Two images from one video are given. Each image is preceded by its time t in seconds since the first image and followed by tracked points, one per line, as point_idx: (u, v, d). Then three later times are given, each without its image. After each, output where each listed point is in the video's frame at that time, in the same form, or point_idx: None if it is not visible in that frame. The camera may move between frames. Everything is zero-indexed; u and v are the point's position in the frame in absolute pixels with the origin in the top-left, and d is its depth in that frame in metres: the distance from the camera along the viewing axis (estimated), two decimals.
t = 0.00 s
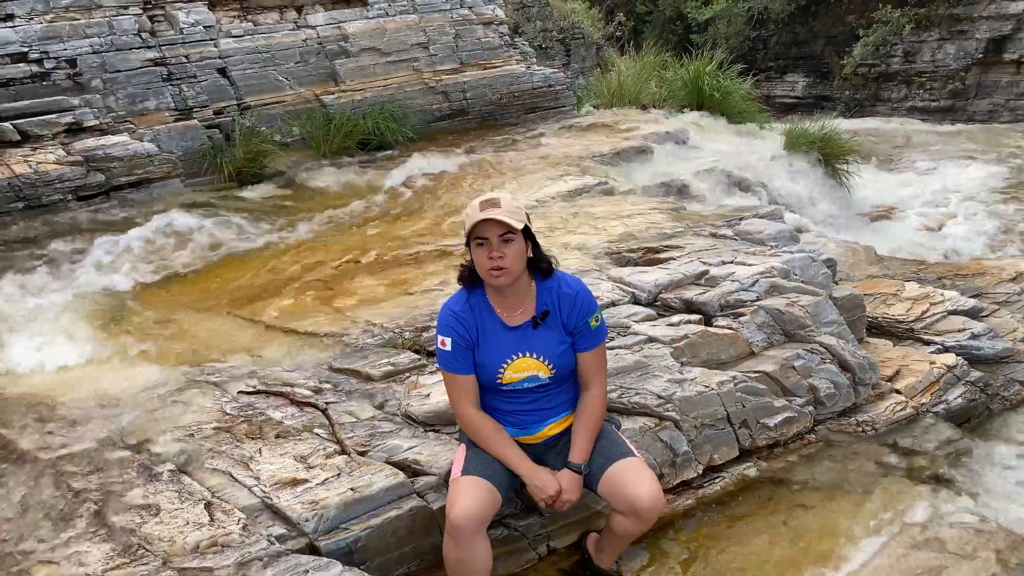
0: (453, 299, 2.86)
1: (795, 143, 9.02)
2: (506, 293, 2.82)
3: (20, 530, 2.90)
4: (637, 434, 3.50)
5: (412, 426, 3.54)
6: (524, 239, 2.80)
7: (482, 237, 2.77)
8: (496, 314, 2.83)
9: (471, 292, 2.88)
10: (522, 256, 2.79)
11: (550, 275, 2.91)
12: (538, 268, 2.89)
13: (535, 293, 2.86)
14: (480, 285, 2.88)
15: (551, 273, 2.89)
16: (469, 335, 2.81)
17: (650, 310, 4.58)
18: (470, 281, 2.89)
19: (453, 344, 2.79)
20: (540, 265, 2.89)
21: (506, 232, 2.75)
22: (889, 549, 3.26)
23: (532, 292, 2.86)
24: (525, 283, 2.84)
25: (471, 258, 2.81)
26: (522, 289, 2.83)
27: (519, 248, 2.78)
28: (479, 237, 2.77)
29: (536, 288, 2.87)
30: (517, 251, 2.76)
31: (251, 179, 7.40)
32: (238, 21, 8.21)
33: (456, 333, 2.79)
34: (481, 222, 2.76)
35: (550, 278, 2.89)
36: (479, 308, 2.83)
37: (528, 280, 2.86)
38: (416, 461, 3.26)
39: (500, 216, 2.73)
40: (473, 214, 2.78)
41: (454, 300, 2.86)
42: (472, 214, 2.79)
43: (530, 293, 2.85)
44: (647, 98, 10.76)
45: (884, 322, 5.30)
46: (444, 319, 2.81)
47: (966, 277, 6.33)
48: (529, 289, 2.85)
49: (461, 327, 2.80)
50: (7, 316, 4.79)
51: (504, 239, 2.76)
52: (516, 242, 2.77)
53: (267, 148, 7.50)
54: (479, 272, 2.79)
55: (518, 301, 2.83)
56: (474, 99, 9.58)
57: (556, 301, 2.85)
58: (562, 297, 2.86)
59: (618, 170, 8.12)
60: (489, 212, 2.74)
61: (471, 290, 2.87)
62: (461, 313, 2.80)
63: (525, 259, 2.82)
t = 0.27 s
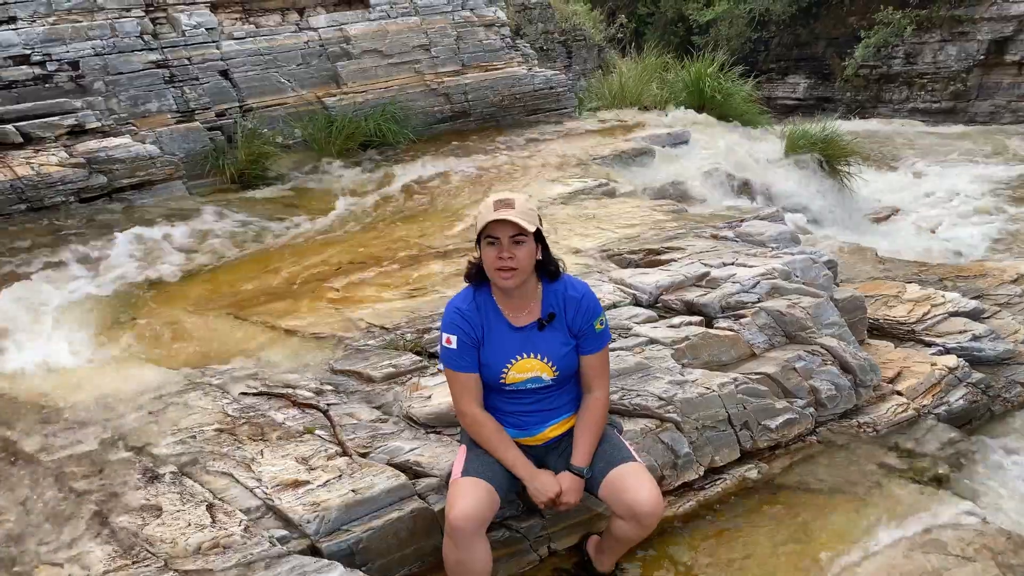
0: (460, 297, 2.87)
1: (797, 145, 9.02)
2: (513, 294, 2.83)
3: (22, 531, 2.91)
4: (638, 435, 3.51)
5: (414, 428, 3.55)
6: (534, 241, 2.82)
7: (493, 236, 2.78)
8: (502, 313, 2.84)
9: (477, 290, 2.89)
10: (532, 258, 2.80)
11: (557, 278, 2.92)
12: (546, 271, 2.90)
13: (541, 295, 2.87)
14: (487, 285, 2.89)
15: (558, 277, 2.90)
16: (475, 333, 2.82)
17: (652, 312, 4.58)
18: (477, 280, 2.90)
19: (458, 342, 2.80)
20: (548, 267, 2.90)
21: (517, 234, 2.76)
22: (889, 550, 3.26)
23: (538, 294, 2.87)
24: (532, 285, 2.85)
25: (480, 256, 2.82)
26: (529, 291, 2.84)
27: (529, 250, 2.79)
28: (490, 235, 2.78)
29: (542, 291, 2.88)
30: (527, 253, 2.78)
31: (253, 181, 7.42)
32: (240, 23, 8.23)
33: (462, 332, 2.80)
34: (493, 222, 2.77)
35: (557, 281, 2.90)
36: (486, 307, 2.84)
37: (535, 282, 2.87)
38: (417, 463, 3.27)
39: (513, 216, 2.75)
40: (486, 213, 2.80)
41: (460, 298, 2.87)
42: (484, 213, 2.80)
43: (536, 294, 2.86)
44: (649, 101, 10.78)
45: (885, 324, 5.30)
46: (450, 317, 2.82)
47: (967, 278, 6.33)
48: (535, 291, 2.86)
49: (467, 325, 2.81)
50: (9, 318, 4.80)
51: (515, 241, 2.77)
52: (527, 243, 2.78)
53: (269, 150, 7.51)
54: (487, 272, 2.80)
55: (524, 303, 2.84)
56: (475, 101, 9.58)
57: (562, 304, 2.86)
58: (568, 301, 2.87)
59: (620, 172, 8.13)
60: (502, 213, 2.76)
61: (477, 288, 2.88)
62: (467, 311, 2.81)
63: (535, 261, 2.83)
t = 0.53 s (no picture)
0: (463, 297, 2.87)
1: (796, 146, 9.04)
2: (517, 296, 2.84)
3: (22, 533, 2.91)
4: (637, 437, 3.51)
5: (413, 430, 3.55)
6: (540, 243, 2.83)
7: (500, 237, 2.79)
8: (505, 314, 2.85)
9: (480, 290, 2.89)
10: (537, 259, 2.82)
11: (559, 280, 2.94)
12: (549, 273, 2.92)
13: (544, 297, 2.88)
14: (490, 285, 2.90)
15: (560, 279, 2.92)
16: (478, 334, 2.82)
17: (651, 314, 4.59)
18: (480, 280, 2.90)
19: (461, 343, 2.80)
20: (551, 270, 2.92)
21: (524, 235, 2.78)
22: (889, 551, 3.26)
23: (541, 295, 2.89)
24: (535, 287, 2.86)
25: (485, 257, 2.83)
26: (533, 293, 2.85)
27: (535, 251, 2.81)
28: (497, 236, 2.79)
29: (545, 292, 2.90)
30: (533, 254, 2.79)
31: (253, 182, 7.42)
32: (240, 25, 8.24)
33: (464, 332, 2.80)
34: (500, 222, 2.78)
35: (559, 283, 2.92)
36: (489, 308, 2.85)
37: (539, 284, 2.88)
38: (416, 464, 3.27)
39: (521, 217, 2.76)
40: (493, 213, 2.80)
41: (463, 298, 2.87)
42: (491, 213, 2.81)
43: (539, 296, 2.87)
44: (648, 102, 10.79)
45: (884, 325, 5.30)
46: (452, 317, 2.82)
47: (967, 279, 6.33)
48: (538, 293, 2.87)
49: (470, 326, 2.81)
50: (9, 320, 4.81)
51: (522, 242, 2.78)
52: (533, 245, 2.80)
53: (269, 152, 7.52)
54: (492, 272, 2.81)
55: (527, 304, 2.85)
56: (475, 103, 9.59)
57: (564, 306, 2.87)
58: (570, 303, 2.88)
59: (619, 173, 8.14)
60: (510, 214, 2.77)
61: (480, 289, 2.88)
62: (470, 312, 2.81)
63: (540, 263, 2.85)
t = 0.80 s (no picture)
0: (462, 298, 2.87)
1: (794, 147, 9.04)
2: (516, 297, 2.84)
3: (20, 535, 2.91)
4: (635, 438, 3.51)
5: (412, 431, 3.55)
6: (540, 245, 2.83)
7: (500, 238, 2.79)
8: (503, 315, 2.85)
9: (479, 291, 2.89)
10: (537, 260, 2.82)
11: (558, 281, 2.94)
12: (549, 274, 2.92)
13: (542, 298, 2.89)
14: (489, 286, 2.90)
15: (560, 280, 2.92)
16: (476, 335, 2.82)
17: (649, 315, 4.59)
18: (479, 281, 2.90)
19: (459, 344, 2.80)
20: (550, 271, 2.92)
21: (524, 236, 2.77)
22: (887, 552, 3.27)
23: (539, 296, 2.89)
24: (534, 288, 2.86)
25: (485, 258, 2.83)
26: (532, 294, 2.85)
27: (535, 253, 2.81)
28: (497, 237, 2.79)
29: (543, 293, 2.90)
30: (533, 256, 2.79)
31: (251, 184, 7.43)
32: (238, 27, 8.24)
33: (463, 333, 2.80)
34: (501, 224, 2.78)
35: (557, 284, 2.92)
36: (487, 310, 2.85)
37: (538, 285, 2.88)
38: (414, 466, 3.27)
39: (521, 219, 2.76)
40: (493, 214, 2.80)
41: (462, 300, 2.87)
42: (491, 215, 2.81)
43: (537, 298, 2.87)
44: (647, 103, 10.80)
45: (882, 326, 5.30)
46: (450, 318, 2.82)
47: (965, 280, 6.34)
48: (537, 294, 2.87)
49: (469, 328, 2.81)
50: (7, 322, 4.80)
51: (522, 243, 2.78)
52: (534, 246, 2.80)
53: (267, 154, 7.52)
54: (492, 273, 2.81)
55: (526, 305, 2.86)
56: (473, 104, 9.60)
57: (562, 306, 2.88)
58: (568, 303, 2.89)
59: (617, 174, 8.15)
60: (510, 215, 2.76)
61: (479, 290, 2.88)
62: (468, 313, 2.82)
63: (539, 264, 2.85)
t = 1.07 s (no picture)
0: (461, 298, 2.87)
1: (792, 149, 9.05)
2: (515, 297, 2.84)
3: (18, 539, 2.90)
4: (634, 440, 3.51)
5: (410, 433, 3.55)
6: (540, 245, 2.84)
7: (500, 238, 2.79)
8: (502, 315, 2.85)
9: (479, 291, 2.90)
10: (538, 260, 2.82)
11: (558, 281, 2.94)
12: (548, 274, 2.92)
13: (541, 298, 2.89)
14: (489, 286, 2.90)
15: (559, 280, 2.93)
16: (475, 335, 2.82)
17: (648, 316, 4.59)
18: (479, 281, 2.91)
19: (458, 344, 2.81)
20: (550, 272, 2.92)
21: (524, 236, 2.78)
22: (886, 553, 3.27)
23: (538, 297, 2.89)
24: (533, 289, 2.87)
25: (485, 258, 2.84)
26: (531, 294, 2.86)
27: (535, 253, 2.81)
28: (497, 237, 2.79)
29: (542, 294, 2.90)
30: (533, 256, 2.80)
31: (249, 186, 7.43)
32: (236, 29, 8.23)
33: (462, 334, 2.81)
34: (501, 224, 2.79)
35: (556, 285, 2.92)
36: (486, 310, 2.85)
37: (537, 285, 2.89)
38: (413, 468, 3.27)
39: (522, 219, 2.77)
40: (494, 214, 2.81)
41: (461, 299, 2.87)
42: (492, 215, 2.82)
43: (536, 298, 2.88)
44: (645, 105, 10.81)
45: (881, 327, 5.31)
46: (449, 318, 2.83)
47: (963, 281, 6.35)
48: (536, 294, 2.88)
49: (468, 327, 2.81)
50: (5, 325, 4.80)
51: (522, 244, 2.79)
52: (533, 246, 2.80)
53: (265, 156, 7.53)
54: (492, 273, 2.81)
55: (525, 305, 2.86)
56: (471, 106, 9.60)
57: (561, 306, 2.88)
58: (567, 303, 2.89)
59: (615, 176, 8.15)
60: (510, 215, 2.77)
61: (479, 290, 2.89)
62: (467, 313, 2.82)
63: (539, 264, 2.85)
